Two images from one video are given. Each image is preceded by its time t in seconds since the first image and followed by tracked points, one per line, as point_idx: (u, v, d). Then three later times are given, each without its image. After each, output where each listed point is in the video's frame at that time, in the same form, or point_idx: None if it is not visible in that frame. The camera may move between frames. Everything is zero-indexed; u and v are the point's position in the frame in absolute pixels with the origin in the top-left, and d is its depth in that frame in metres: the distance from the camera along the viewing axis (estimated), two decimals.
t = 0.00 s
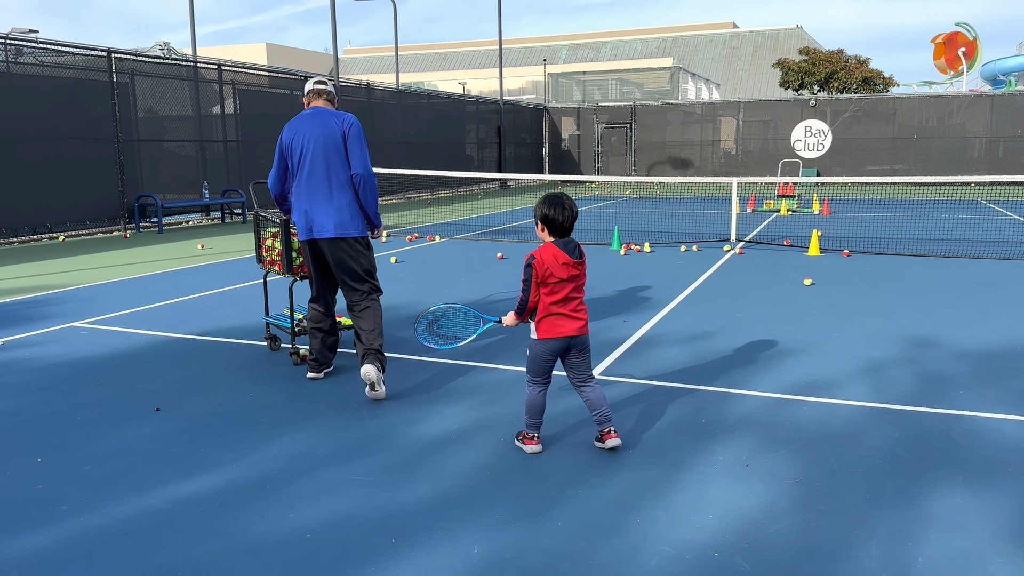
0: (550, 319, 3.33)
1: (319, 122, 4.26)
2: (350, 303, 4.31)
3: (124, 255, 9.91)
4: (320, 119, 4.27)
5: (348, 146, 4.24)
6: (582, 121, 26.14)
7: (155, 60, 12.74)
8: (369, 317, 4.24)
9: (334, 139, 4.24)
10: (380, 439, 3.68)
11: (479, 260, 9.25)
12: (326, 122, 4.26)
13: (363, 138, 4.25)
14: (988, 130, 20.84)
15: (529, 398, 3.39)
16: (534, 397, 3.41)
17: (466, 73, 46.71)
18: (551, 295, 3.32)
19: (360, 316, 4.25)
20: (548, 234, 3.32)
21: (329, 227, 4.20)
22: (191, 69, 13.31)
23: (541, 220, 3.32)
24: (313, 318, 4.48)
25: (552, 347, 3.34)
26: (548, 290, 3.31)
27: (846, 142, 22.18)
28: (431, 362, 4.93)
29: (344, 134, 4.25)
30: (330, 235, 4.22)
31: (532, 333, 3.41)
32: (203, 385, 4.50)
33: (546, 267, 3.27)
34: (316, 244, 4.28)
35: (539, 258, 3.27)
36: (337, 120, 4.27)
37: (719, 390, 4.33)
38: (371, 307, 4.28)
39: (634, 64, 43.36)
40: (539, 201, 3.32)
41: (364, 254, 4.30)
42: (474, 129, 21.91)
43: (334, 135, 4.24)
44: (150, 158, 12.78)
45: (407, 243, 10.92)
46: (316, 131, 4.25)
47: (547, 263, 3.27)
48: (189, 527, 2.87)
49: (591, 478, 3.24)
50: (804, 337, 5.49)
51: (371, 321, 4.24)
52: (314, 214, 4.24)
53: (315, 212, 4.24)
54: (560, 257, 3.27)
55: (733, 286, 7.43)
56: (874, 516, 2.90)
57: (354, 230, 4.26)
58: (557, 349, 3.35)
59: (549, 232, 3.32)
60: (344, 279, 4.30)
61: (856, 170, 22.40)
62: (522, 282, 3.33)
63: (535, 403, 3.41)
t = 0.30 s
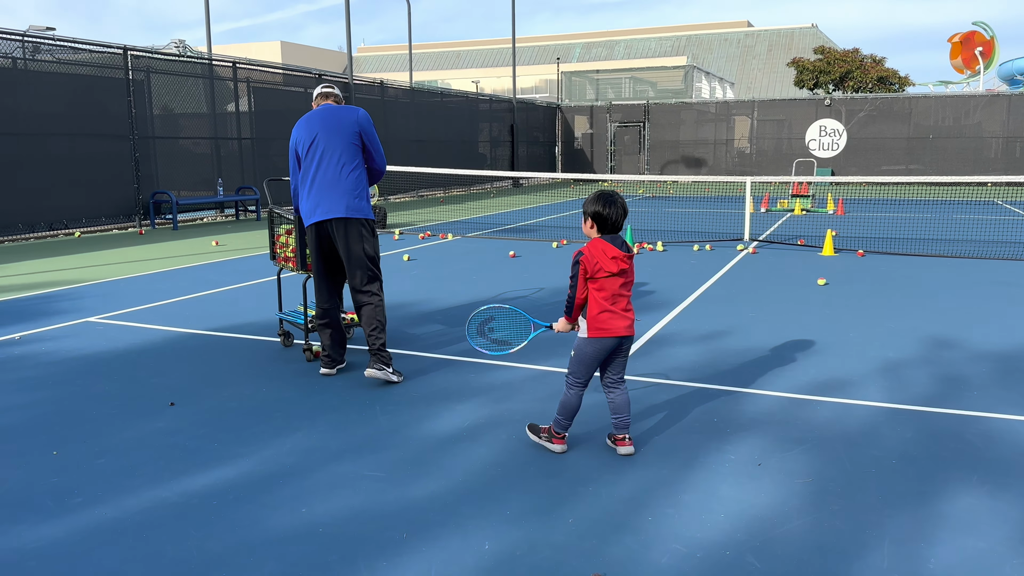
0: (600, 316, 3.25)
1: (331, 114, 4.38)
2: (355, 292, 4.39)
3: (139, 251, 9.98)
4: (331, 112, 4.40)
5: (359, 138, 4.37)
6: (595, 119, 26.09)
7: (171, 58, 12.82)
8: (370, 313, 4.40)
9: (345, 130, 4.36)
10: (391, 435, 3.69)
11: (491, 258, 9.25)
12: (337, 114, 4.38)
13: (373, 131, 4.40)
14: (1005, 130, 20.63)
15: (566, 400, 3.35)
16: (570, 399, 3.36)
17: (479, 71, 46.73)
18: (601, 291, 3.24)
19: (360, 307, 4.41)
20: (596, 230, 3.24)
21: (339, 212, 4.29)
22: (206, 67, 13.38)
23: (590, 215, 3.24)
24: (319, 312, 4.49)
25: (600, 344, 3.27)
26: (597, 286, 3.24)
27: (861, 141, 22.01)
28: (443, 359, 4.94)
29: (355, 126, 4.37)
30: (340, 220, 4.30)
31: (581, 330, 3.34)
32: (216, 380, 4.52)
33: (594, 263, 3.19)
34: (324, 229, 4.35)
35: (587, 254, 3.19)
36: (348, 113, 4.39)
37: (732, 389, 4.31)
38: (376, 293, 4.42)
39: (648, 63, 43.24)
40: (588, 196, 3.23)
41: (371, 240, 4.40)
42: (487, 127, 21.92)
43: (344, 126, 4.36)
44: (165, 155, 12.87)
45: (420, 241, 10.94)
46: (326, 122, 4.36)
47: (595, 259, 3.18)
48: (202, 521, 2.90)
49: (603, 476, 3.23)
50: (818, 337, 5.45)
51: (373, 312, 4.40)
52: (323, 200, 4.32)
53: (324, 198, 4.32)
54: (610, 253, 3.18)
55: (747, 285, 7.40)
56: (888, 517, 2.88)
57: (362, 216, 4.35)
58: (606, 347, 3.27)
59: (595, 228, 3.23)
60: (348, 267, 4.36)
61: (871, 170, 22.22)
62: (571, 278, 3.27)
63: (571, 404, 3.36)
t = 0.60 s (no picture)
0: (641, 315, 3.16)
1: (355, 116, 4.52)
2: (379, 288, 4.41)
3: (161, 246, 10.07)
4: (355, 114, 4.54)
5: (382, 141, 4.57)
6: (615, 117, 26.01)
7: (193, 54, 12.92)
8: (390, 311, 4.42)
9: (371, 131, 4.52)
10: (407, 431, 3.71)
11: (510, 255, 9.26)
12: (361, 116, 4.54)
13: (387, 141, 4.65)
14: None
15: (624, 406, 3.25)
16: (626, 405, 3.27)
17: (500, 68, 46.76)
18: (641, 290, 3.15)
19: (381, 304, 4.42)
20: (633, 227, 3.15)
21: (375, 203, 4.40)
22: (228, 63, 13.47)
23: (628, 212, 3.14)
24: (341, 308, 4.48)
25: (642, 345, 3.20)
26: (638, 285, 3.14)
27: (884, 140, 21.74)
28: (459, 356, 4.94)
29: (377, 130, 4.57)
30: (376, 210, 4.39)
31: (616, 331, 3.22)
32: (235, 375, 4.56)
33: (640, 261, 3.09)
34: (356, 219, 4.39)
35: (632, 252, 3.09)
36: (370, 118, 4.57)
37: (750, 389, 4.28)
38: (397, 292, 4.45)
39: (669, 61, 43.01)
40: (624, 193, 3.14)
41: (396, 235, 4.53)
42: (506, 124, 21.92)
43: (370, 128, 4.53)
44: (187, 151, 12.98)
45: (438, 238, 10.97)
46: (353, 122, 4.48)
47: (641, 257, 3.09)
48: (220, 514, 2.92)
49: (619, 475, 3.22)
50: (838, 338, 5.40)
51: (393, 310, 4.43)
52: (358, 191, 4.39)
53: (358, 189, 4.39)
54: (654, 250, 3.11)
55: (766, 284, 7.35)
56: (907, 520, 2.84)
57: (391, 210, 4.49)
58: (648, 347, 3.21)
59: (633, 224, 3.15)
60: (375, 262, 4.42)
61: (894, 169, 21.95)
62: (610, 277, 3.13)
63: (630, 409, 3.27)
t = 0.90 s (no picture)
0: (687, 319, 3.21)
1: (379, 118, 4.59)
2: (405, 285, 4.44)
3: (189, 245, 10.21)
4: (379, 117, 4.60)
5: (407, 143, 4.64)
6: (641, 118, 25.90)
7: (223, 55, 13.07)
8: (417, 308, 4.43)
9: (395, 132, 4.59)
10: (429, 431, 3.72)
11: (533, 257, 9.26)
12: (385, 119, 4.61)
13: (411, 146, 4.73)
14: None
15: (657, 411, 3.24)
16: (658, 410, 3.25)
17: (526, 69, 46.81)
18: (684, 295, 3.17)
19: (407, 302, 4.44)
20: (677, 233, 3.13)
21: (402, 199, 4.43)
22: (256, 65, 13.61)
23: (677, 218, 3.11)
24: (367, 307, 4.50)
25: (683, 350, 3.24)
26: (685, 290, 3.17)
27: (914, 144, 21.40)
28: (482, 357, 4.95)
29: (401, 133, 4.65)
30: (402, 206, 4.42)
31: (665, 339, 3.17)
32: (261, 373, 4.61)
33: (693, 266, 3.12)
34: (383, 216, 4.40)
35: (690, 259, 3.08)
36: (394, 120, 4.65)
37: (774, 394, 4.24)
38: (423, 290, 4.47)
39: (696, 63, 42.75)
40: (675, 199, 3.09)
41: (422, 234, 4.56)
42: (532, 126, 21.92)
43: (395, 130, 4.60)
44: (216, 151, 13.15)
45: (463, 238, 11.00)
46: (377, 123, 4.55)
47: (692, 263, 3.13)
48: (244, 510, 2.95)
49: (642, 478, 3.20)
50: (865, 343, 5.34)
51: (418, 307, 4.44)
52: (385, 187, 4.42)
53: (384, 186, 4.42)
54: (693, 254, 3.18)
55: (792, 288, 7.27)
56: (932, 528, 2.80)
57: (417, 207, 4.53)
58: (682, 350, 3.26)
59: (677, 230, 3.12)
60: (401, 260, 4.45)
61: (924, 173, 21.59)
62: (674, 287, 3.05)
63: (661, 414, 3.26)
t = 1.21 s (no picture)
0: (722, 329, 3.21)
1: (408, 120, 4.53)
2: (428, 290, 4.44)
3: (221, 250, 10.36)
4: (409, 118, 4.54)
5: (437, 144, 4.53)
6: (670, 128, 25.82)
7: (257, 64, 13.28)
8: (440, 311, 4.41)
9: (422, 135, 4.51)
10: (454, 437, 3.72)
11: (560, 266, 9.25)
12: (415, 121, 4.54)
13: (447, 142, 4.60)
14: None
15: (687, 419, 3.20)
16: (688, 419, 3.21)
17: (556, 79, 46.94)
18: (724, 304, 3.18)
19: (431, 305, 4.43)
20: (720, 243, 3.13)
21: (419, 209, 4.40)
22: (289, 73, 13.80)
23: (722, 228, 3.10)
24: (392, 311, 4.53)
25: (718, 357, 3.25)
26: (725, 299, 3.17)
27: (948, 156, 21.03)
28: (508, 364, 4.95)
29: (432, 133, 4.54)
30: (419, 216, 4.40)
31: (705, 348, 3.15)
32: (288, 377, 4.65)
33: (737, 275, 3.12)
34: (401, 227, 4.42)
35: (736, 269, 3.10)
36: (425, 120, 4.55)
37: (803, 407, 4.18)
38: (447, 294, 4.46)
39: (727, 73, 42.54)
40: (720, 209, 3.07)
41: (447, 239, 4.50)
42: (560, 135, 21.95)
43: (423, 132, 4.52)
44: (248, 158, 13.34)
45: (490, 246, 11.03)
46: (404, 127, 4.50)
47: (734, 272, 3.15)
48: (269, 513, 2.97)
49: (667, 490, 3.17)
50: (897, 357, 5.24)
51: (440, 310, 4.42)
52: (403, 198, 4.42)
53: (403, 196, 4.43)
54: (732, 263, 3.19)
55: (822, 300, 7.17)
56: (965, 545, 2.73)
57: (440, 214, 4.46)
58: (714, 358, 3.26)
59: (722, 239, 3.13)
60: (423, 266, 4.44)
61: (958, 187, 21.21)
62: (722, 298, 3.05)
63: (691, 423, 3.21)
